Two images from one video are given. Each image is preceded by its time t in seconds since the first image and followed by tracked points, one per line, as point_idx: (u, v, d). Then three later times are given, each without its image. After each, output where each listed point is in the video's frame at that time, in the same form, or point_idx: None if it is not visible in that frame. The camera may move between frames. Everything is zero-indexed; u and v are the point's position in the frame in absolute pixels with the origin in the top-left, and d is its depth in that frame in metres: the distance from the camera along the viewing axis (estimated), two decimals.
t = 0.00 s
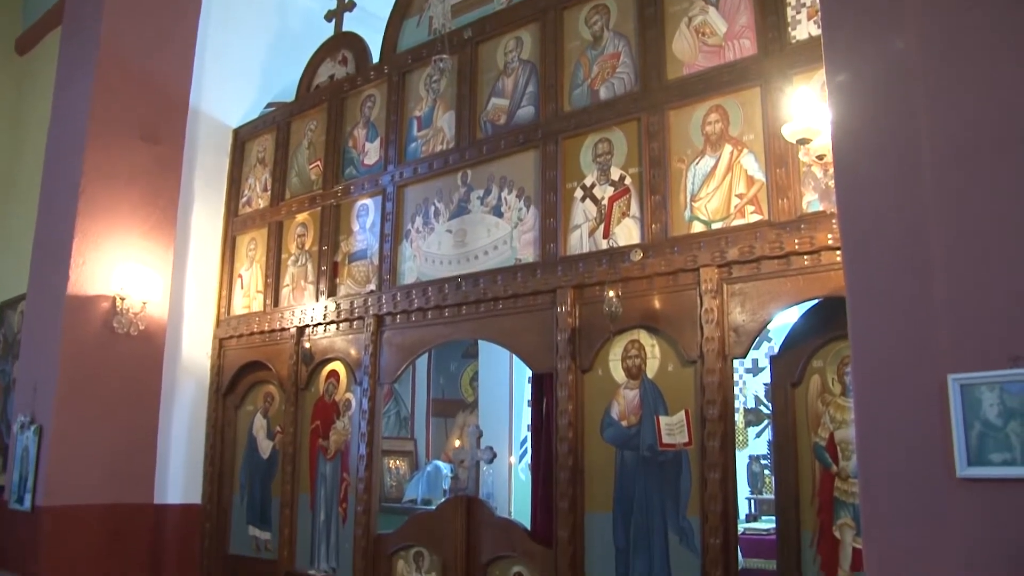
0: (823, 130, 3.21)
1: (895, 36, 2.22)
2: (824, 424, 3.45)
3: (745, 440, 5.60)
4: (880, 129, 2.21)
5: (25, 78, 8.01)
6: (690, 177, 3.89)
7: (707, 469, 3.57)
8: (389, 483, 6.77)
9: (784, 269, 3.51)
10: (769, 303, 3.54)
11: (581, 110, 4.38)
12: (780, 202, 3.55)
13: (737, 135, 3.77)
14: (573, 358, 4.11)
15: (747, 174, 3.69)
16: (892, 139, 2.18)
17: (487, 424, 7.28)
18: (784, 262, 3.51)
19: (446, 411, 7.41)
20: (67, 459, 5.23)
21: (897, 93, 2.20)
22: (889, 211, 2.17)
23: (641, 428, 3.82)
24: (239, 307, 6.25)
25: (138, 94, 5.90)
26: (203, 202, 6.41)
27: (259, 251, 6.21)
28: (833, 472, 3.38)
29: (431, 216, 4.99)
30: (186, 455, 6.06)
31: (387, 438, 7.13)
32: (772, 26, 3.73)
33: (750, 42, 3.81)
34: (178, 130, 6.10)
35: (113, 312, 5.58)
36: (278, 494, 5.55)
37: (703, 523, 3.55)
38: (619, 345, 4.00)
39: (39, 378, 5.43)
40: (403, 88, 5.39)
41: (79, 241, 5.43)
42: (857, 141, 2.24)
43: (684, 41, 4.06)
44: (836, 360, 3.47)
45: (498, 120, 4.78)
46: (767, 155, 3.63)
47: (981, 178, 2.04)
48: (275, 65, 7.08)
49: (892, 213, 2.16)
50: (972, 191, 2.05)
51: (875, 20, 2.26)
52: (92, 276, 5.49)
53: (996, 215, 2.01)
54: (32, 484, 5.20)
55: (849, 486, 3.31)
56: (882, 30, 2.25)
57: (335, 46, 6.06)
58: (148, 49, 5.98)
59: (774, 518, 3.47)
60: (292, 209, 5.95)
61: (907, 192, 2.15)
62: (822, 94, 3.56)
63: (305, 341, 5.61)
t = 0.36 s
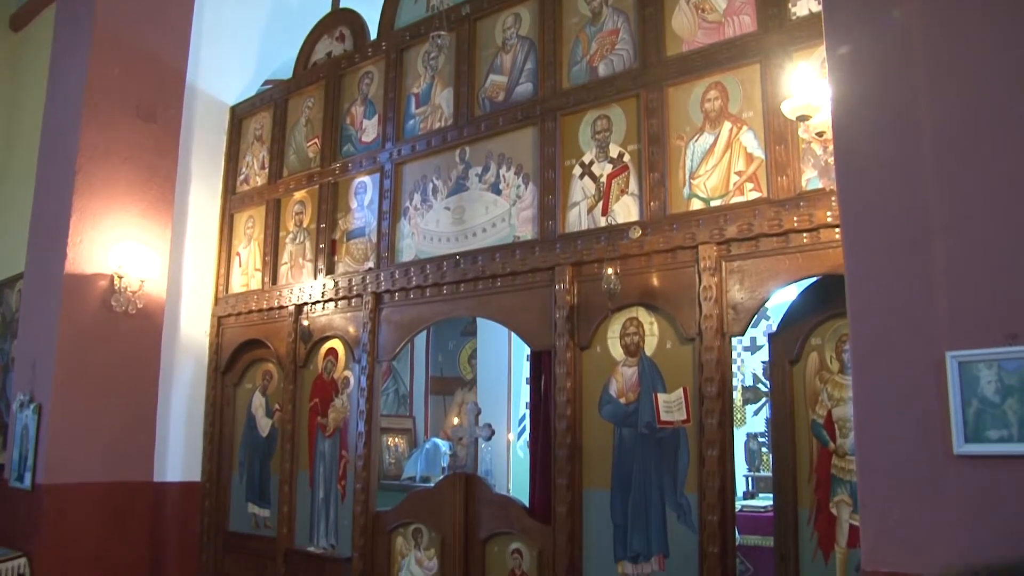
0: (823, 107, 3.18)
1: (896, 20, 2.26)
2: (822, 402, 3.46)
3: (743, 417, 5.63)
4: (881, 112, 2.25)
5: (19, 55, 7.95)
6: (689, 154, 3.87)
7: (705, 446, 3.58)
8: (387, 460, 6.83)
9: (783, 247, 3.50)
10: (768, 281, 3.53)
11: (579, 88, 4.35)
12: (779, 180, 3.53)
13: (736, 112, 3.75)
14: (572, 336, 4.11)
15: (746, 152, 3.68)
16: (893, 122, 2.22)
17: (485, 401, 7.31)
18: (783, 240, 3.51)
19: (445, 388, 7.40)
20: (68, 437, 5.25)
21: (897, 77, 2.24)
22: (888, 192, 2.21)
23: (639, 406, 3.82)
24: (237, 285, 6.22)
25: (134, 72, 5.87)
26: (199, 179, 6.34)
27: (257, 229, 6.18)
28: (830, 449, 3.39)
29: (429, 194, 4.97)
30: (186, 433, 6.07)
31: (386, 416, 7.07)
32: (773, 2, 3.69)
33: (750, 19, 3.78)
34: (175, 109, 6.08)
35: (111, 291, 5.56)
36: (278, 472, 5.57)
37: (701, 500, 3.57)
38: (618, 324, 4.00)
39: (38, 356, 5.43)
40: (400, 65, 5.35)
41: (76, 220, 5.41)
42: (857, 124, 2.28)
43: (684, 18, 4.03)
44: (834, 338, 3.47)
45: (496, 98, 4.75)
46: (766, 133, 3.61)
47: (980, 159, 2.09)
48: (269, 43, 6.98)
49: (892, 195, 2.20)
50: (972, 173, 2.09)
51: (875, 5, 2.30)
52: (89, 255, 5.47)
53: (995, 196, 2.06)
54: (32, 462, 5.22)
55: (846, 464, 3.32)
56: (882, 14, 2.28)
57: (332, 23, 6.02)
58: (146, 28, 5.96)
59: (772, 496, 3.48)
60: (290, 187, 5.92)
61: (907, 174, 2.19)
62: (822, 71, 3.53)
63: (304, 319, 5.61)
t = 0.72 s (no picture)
0: (822, 83, 3.16)
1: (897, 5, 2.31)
2: (819, 379, 3.46)
3: (742, 395, 5.66)
4: (882, 97, 2.31)
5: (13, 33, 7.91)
6: (687, 131, 3.85)
7: (702, 423, 3.58)
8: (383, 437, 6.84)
9: (782, 224, 3.49)
10: (766, 259, 3.53)
11: (577, 64, 4.32)
12: (778, 156, 3.52)
13: (735, 89, 3.73)
14: (570, 313, 4.11)
15: (745, 129, 3.66)
16: (893, 106, 2.29)
17: (484, 378, 7.31)
18: (782, 217, 3.50)
19: (443, 366, 7.42)
20: (68, 415, 5.28)
21: (898, 62, 2.29)
22: (888, 175, 2.28)
23: (637, 382, 3.83)
24: (234, 263, 6.20)
25: (130, 49, 5.84)
26: (195, 157, 6.26)
27: (254, 207, 6.15)
28: (827, 426, 3.40)
29: (427, 171, 4.95)
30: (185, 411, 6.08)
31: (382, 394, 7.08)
32: None
33: None
34: (171, 86, 6.04)
35: (108, 270, 5.56)
36: (276, 449, 5.59)
37: (698, 477, 3.59)
38: (616, 301, 4.00)
39: (36, 335, 5.44)
40: (397, 42, 5.30)
41: (71, 198, 5.39)
42: (859, 109, 2.34)
43: None
44: (832, 316, 3.47)
45: (494, 74, 4.72)
46: (765, 109, 3.59)
47: (979, 141, 2.14)
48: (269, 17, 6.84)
49: (891, 178, 2.27)
50: (971, 155, 2.15)
51: None
52: (86, 234, 5.46)
53: (994, 177, 2.11)
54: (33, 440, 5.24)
55: (843, 441, 3.34)
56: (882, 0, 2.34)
57: None
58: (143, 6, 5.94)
59: (769, 473, 3.50)
60: (287, 164, 5.89)
61: (907, 157, 2.25)
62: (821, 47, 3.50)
63: (301, 297, 5.60)
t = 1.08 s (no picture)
0: (821, 58, 3.15)
1: None
2: (817, 355, 3.46)
3: (738, 371, 5.67)
4: (881, 71, 2.29)
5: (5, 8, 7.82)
6: (686, 106, 3.83)
7: (700, 399, 3.59)
8: (382, 414, 6.76)
9: (780, 199, 3.48)
10: (763, 235, 3.52)
11: (575, 38, 4.28)
12: (776, 132, 3.50)
13: (734, 64, 3.70)
14: (567, 289, 4.10)
15: (743, 104, 3.64)
16: (893, 81, 2.27)
17: (482, 354, 7.34)
18: (780, 192, 3.49)
19: (440, 342, 7.41)
20: (67, 392, 5.28)
21: (899, 37, 2.27)
22: (887, 150, 2.27)
23: (634, 357, 3.84)
24: (231, 239, 6.19)
25: (124, 23, 5.78)
26: (192, 134, 6.26)
27: (251, 183, 6.13)
28: (824, 402, 3.41)
29: (424, 146, 4.92)
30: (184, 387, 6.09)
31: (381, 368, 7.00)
32: None
33: None
34: (166, 61, 5.99)
35: (105, 246, 5.54)
36: (275, 425, 5.60)
37: (695, 452, 3.60)
38: (613, 277, 3.99)
39: (33, 311, 5.42)
40: (394, 16, 5.26)
41: (67, 174, 5.36)
42: (859, 84, 2.33)
43: None
44: (829, 292, 3.46)
45: (492, 49, 4.68)
46: (764, 84, 3.57)
47: (978, 116, 2.13)
48: None
49: (891, 153, 2.26)
50: (970, 130, 2.14)
51: None
52: (82, 210, 5.43)
53: (994, 151, 2.10)
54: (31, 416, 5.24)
55: (840, 416, 3.34)
56: None
57: None
58: None
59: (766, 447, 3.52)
60: (284, 140, 5.86)
61: (906, 132, 2.24)
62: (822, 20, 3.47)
63: (298, 273, 5.59)
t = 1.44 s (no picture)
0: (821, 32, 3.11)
1: None
2: (814, 333, 3.45)
3: (736, 348, 5.68)
4: (882, 52, 2.31)
5: None
6: (684, 83, 3.81)
7: (697, 376, 3.60)
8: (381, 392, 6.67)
9: (778, 176, 3.47)
10: (762, 212, 3.51)
11: (574, 15, 4.25)
12: (775, 109, 3.48)
13: (733, 40, 3.67)
14: (566, 266, 4.09)
15: (742, 81, 3.61)
16: (893, 62, 2.29)
17: (480, 332, 7.36)
18: (778, 169, 3.47)
19: (438, 320, 7.42)
20: (66, 370, 5.28)
21: (900, 17, 2.28)
22: (887, 129, 2.28)
23: (632, 335, 3.84)
24: (229, 217, 6.18)
25: None
26: (190, 117, 6.23)
27: (248, 160, 6.10)
28: (822, 379, 3.41)
29: (422, 123, 4.90)
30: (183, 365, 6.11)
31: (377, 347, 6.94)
32: None
33: None
34: (162, 39, 5.94)
35: (102, 225, 5.52)
36: (273, 403, 5.61)
37: (693, 430, 3.61)
38: (612, 254, 3.98)
39: (31, 290, 5.41)
40: None
41: (64, 152, 5.32)
42: (859, 65, 2.34)
43: None
44: (828, 269, 3.44)
45: (489, 25, 4.65)
46: (763, 60, 3.54)
47: (978, 95, 2.14)
48: None
49: (890, 133, 2.28)
50: (970, 109, 2.15)
51: None
52: (79, 188, 5.40)
53: (993, 130, 2.11)
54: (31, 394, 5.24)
55: (838, 394, 3.34)
56: None
57: None
58: None
59: (764, 424, 3.54)
60: (281, 117, 5.82)
61: (907, 113, 2.25)
62: None
63: (296, 251, 5.57)
